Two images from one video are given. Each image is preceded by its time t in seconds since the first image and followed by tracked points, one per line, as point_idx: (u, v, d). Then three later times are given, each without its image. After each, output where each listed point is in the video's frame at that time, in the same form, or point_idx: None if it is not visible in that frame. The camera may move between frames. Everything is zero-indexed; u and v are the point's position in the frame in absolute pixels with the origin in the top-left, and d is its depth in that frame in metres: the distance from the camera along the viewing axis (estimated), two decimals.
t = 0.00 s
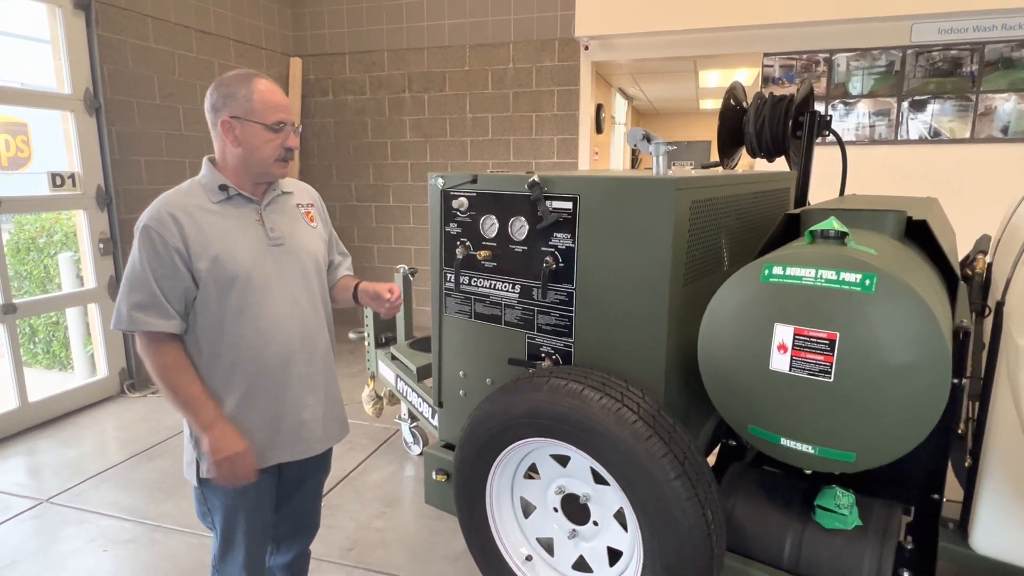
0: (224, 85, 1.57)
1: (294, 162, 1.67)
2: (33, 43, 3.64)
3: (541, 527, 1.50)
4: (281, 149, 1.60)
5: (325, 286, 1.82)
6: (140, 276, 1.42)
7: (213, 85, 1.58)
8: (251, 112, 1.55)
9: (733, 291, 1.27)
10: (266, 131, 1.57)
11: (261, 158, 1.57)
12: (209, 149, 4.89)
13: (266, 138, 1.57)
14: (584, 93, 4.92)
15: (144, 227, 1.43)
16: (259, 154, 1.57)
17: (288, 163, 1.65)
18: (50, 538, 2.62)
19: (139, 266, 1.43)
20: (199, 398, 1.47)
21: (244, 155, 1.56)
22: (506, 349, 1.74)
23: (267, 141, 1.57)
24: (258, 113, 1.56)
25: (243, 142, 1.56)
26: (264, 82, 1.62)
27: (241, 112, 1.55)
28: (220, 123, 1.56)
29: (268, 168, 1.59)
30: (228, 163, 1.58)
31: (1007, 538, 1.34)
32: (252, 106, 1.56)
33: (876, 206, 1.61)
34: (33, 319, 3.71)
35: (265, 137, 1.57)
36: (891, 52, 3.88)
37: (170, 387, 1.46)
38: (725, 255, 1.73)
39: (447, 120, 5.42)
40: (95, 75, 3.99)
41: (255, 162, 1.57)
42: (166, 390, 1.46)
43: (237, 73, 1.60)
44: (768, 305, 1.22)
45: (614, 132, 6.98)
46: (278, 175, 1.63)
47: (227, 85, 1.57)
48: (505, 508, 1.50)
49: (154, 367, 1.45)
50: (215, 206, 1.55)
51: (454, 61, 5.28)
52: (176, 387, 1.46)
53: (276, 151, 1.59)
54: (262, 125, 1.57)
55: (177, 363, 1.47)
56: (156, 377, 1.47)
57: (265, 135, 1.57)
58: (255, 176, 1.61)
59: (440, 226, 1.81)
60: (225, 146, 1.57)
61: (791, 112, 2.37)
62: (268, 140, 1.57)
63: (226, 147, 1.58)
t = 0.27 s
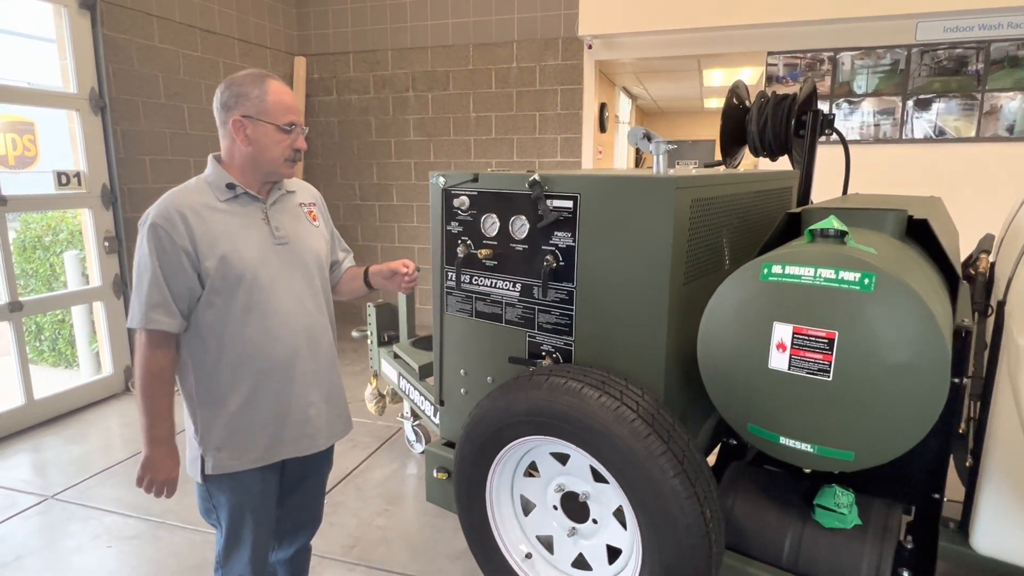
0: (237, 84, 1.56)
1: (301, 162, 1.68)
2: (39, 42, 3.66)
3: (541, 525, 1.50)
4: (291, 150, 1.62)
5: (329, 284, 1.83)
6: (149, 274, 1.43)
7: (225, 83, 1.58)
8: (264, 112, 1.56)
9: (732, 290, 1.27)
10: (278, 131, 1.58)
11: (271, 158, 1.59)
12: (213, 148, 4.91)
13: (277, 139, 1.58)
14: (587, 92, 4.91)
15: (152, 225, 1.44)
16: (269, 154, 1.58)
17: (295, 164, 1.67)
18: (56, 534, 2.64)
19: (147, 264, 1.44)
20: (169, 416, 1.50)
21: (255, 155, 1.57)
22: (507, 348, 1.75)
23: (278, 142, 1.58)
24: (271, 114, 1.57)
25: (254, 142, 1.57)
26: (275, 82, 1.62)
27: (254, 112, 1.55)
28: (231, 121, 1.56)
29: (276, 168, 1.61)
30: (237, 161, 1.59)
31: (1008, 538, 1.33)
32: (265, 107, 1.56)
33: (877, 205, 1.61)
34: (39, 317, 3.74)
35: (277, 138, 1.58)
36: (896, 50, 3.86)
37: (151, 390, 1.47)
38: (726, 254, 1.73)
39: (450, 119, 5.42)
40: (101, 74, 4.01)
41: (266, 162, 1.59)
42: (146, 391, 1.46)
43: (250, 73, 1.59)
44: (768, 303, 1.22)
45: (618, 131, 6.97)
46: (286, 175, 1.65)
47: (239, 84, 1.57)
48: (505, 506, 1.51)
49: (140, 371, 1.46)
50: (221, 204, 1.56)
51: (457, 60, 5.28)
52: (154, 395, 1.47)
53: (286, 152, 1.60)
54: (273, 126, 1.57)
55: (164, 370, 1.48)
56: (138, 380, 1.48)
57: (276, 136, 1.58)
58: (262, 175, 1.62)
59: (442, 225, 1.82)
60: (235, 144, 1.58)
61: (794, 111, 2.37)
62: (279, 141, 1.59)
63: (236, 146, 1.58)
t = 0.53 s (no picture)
0: (233, 83, 1.56)
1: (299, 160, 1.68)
2: (41, 41, 3.67)
3: (541, 523, 1.50)
4: (288, 148, 1.61)
5: (328, 282, 1.83)
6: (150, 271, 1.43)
7: (221, 82, 1.58)
8: (259, 110, 1.56)
9: (732, 288, 1.27)
10: (273, 129, 1.57)
11: (267, 156, 1.58)
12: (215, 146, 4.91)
13: (272, 137, 1.58)
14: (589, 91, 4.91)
15: (152, 222, 1.44)
16: (265, 152, 1.58)
17: (293, 162, 1.66)
18: (58, 531, 2.64)
19: (148, 261, 1.44)
20: (184, 409, 1.48)
21: (251, 153, 1.57)
22: (507, 346, 1.75)
23: (275, 140, 1.58)
24: (266, 111, 1.56)
25: (249, 140, 1.56)
26: (272, 80, 1.62)
27: (249, 110, 1.55)
28: (227, 120, 1.57)
29: (273, 166, 1.60)
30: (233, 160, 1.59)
31: (1009, 537, 1.33)
32: (260, 104, 1.56)
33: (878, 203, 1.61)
34: (42, 315, 3.75)
35: (272, 135, 1.57)
36: (899, 49, 3.85)
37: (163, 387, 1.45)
38: (727, 252, 1.72)
39: (452, 118, 5.42)
40: (103, 73, 4.01)
41: (263, 160, 1.58)
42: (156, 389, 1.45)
43: (246, 71, 1.59)
44: (768, 301, 1.22)
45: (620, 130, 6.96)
46: (283, 173, 1.64)
47: (235, 82, 1.57)
48: (505, 505, 1.51)
49: (150, 367, 1.45)
50: (220, 201, 1.56)
51: (459, 59, 5.28)
52: (166, 389, 1.46)
53: (282, 150, 1.60)
54: (269, 123, 1.57)
55: (174, 365, 1.47)
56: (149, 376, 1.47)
57: (272, 134, 1.57)
58: (260, 174, 1.62)
59: (443, 223, 1.82)
60: (232, 143, 1.58)
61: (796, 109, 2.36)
62: (275, 138, 1.58)
63: (233, 144, 1.58)
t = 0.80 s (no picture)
0: (228, 81, 1.56)
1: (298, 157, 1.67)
2: (42, 41, 3.67)
3: (543, 523, 1.50)
4: (284, 145, 1.60)
5: (330, 281, 1.82)
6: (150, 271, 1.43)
7: (216, 80, 1.58)
8: (253, 108, 1.55)
9: (735, 287, 1.26)
10: (267, 126, 1.56)
11: (263, 154, 1.58)
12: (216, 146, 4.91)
13: (267, 134, 1.57)
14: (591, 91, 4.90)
15: (151, 222, 1.44)
16: (261, 150, 1.57)
17: (291, 159, 1.65)
18: (59, 530, 2.64)
19: (148, 261, 1.44)
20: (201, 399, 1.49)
21: (246, 151, 1.57)
22: (510, 345, 1.74)
23: (270, 137, 1.57)
24: (260, 109, 1.56)
25: (244, 138, 1.56)
26: (267, 77, 1.61)
27: (243, 108, 1.55)
28: (223, 119, 1.57)
29: (270, 164, 1.60)
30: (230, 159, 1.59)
31: (1013, 538, 1.32)
32: (254, 102, 1.55)
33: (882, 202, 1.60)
34: (43, 314, 3.75)
35: (267, 133, 1.57)
36: (901, 48, 3.84)
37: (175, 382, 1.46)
38: (730, 251, 1.72)
39: (453, 117, 5.41)
40: (104, 72, 4.02)
41: (259, 157, 1.58)
42: (167, 387, 1.46)
43: (241, 68, 1.59)
44: (772, 301, 1.21)
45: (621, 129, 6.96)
46: (281, 170, 1.63)
47: (230, 81, 1.57)
48: (507, 504, 1.51)
49: (157, 364, 1.46)
50: (220, 201, 1.56)
51: (460, 58, 5.28)
52: (179, 384, 1.46)
53: (278, 147, 1.59)
54: (263, 120, 1.56)
55: (184, 360, 1.48)
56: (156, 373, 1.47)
57: (266, 131, 1.57)
58: (258, 172, 1.61)
59: (444, 222, 1.81)
60: (228, 142, 1.58)
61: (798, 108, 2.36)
62: (270, 135, 1.57)
63: (229, 143, 1.59)
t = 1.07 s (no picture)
0: (227, 84, 1.56)
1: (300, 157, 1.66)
2: (46, 41, 3.69)
3: (547, 523, 1.50)
4: (285, 146, 1.60)
5: (334, 281, 1.83)
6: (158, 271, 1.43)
7: (216, 83, 1.58)
8: (251, 110, 1.55)
9: (740, 287, 1.26)
10: (267, 128, 1.56)
11: (263, 156, 1.57)
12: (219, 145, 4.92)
13: (266, 136, 1.57)
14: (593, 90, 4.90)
15: (158, 223, 1.44)
16: (261, 152, 1.57)
17: (293, 160, 1.65)
18: (63, 529, 2.65)
19: (157, 261, 1.44)
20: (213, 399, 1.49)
21: (246, 153, 1.57)
22: (514, 345, 1.74)
23: (269, 139, 1.57)
24: (259, 111, 1.55)
25: (244, 141, 1.56)
26: (266, 79, 1.61)
27: (242, 110, 1.55)
28: (223, 122, 1.57)
29: (271, 166, 1.59)
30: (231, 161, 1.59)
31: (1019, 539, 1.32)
32: (252, 104, 1.55)
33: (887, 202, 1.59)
34: (47, 314, 3.76)
35: (266, 135, 1.56)
36: (905, 47, 3.83)
37: (186, 384, 1.46)
38: (734, 251, 1.71)
39: (456, 117, 5.42)
40: (108, 72, 4.02)
41: (260, 159, 1.58)
42: (179, 388, 1.46)
43: (240, 71, 1.59)
44: (777, 301, 1.21)
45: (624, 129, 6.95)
46: (283, 171, 1.63)
47: (228, 83, 1.57)
48: (511, 504, 1.51)
49: (168, 365, 1.46)
50: (225, 201, 1.56)
51: (463, 58, 5.28)
52: (191, 385, 1.47)
53: (278, 148, 1.58)
54: (262, 122, 1.56)
55: (195, 361, 1.48)
56: (169, 374, 1.48)
57: (265, 133, 1.56)
58: (259, 174, 1.61)
59: (448, 221, 1.81)
60: (229, 145, 1.59)
61: (802, 108, 2.35)
62: (270, 137, 1.57)
63: (230, 146, 1.59)
